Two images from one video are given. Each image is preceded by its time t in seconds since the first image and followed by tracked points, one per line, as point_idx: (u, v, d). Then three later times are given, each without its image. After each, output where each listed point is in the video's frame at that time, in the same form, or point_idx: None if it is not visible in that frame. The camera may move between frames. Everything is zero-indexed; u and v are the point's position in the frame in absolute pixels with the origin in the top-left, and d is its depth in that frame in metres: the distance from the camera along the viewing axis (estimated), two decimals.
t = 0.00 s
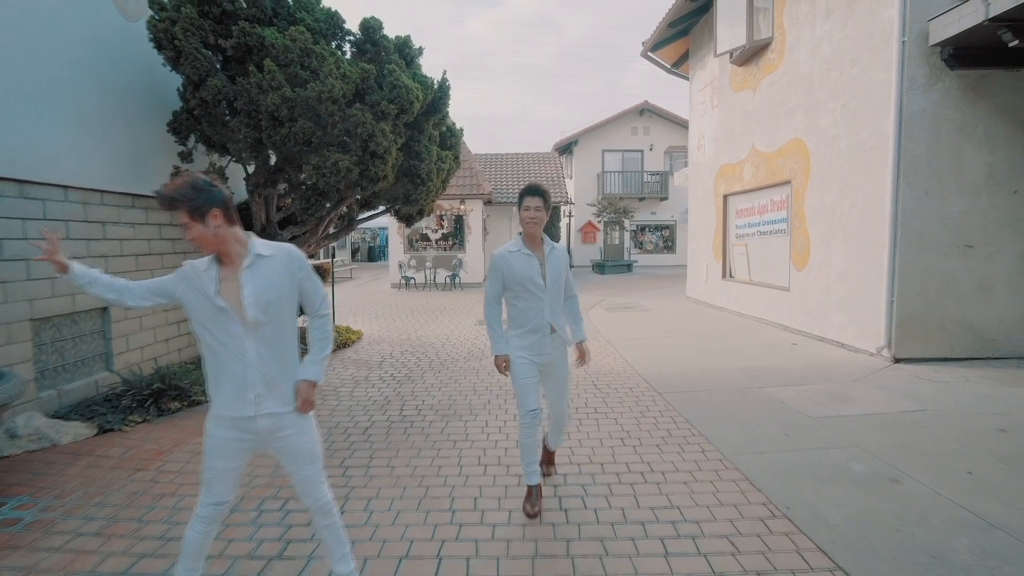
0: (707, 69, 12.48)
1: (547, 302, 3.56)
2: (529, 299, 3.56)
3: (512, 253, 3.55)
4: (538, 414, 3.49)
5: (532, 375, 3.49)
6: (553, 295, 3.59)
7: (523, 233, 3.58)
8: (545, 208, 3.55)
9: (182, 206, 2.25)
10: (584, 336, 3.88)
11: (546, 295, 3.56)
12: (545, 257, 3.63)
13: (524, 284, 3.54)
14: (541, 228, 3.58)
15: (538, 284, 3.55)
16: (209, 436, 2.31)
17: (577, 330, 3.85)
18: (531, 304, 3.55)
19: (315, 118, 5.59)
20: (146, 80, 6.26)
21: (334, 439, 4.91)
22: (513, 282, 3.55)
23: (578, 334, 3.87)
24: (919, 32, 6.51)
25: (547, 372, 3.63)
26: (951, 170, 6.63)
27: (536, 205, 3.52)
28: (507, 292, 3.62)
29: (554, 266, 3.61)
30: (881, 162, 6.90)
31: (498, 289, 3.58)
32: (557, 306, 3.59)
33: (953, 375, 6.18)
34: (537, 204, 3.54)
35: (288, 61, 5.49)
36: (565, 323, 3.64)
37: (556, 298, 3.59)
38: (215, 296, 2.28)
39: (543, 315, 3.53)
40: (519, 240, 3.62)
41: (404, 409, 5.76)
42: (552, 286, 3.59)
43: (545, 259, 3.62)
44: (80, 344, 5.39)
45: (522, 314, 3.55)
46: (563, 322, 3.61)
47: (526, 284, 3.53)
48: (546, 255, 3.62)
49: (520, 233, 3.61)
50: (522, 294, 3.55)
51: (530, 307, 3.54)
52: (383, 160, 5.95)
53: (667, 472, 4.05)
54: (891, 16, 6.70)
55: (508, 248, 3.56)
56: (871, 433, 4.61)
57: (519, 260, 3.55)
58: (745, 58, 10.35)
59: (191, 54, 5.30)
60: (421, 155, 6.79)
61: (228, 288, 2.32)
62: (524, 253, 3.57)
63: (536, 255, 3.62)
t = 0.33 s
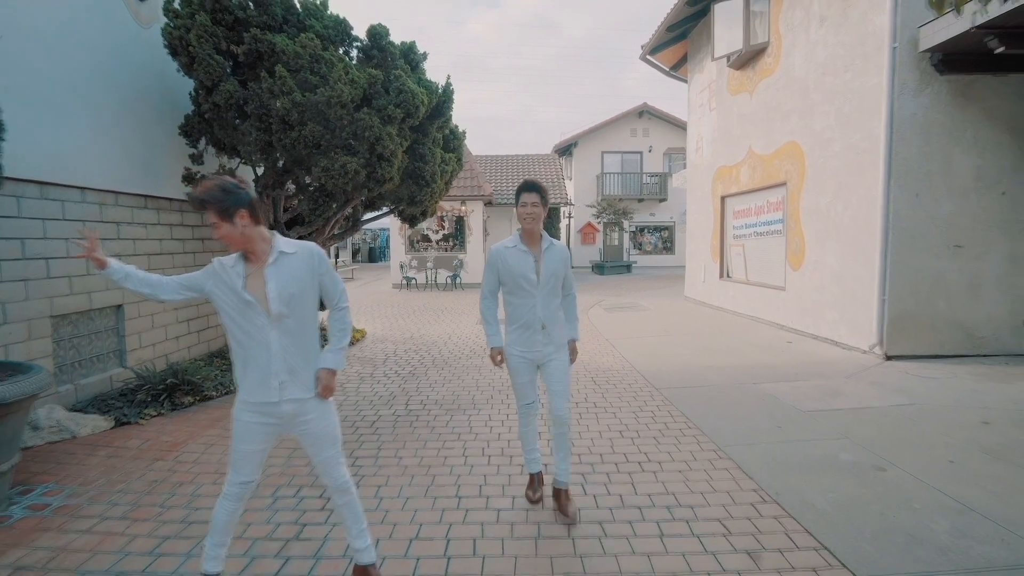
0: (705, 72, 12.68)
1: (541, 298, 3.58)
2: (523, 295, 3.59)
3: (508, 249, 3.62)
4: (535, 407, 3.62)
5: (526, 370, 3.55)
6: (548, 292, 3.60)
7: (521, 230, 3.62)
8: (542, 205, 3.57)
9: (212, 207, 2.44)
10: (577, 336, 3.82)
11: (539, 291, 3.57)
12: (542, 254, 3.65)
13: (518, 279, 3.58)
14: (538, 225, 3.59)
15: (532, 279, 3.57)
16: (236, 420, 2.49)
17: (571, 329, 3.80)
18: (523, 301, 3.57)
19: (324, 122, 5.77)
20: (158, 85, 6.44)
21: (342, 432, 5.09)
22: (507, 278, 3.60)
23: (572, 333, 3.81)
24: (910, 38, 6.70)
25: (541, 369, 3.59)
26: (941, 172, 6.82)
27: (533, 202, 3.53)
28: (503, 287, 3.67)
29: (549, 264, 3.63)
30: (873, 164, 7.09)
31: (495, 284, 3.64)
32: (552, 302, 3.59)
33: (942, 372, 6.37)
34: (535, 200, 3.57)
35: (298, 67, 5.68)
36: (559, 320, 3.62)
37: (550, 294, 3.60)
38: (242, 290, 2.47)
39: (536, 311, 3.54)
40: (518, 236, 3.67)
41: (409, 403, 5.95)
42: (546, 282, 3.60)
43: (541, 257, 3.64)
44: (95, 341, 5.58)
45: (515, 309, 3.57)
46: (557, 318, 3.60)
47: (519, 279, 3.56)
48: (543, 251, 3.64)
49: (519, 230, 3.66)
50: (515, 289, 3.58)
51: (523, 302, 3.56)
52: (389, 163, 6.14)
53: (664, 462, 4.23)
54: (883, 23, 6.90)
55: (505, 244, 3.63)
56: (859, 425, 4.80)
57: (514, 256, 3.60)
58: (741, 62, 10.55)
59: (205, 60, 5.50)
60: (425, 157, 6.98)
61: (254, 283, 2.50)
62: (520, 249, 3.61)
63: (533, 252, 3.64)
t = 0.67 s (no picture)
0: (702, 75, 12.85)
1: (528, 303, 3.59)
2: (515, 298, 3.65)
3: (504, 252, 3.69)
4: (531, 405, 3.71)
5: (519, 373, 3.64)
6: (537, 296, 3.58)
7: (519, 234, 3.67)
8: (540, 208, 3.58)
9: (231, 213, 2.60)
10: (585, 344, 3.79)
11: (527, 295, 3.58)
12: (536, 257, 3.63)
13: (510, 282, 3.65)
14: (534, 230, 3.60)
15: (520, 284, 3.61)
16: (253, 414, 2.65)
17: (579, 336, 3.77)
18: (515, 304, 3.63)
19: (330, 128, 5.94)
20: (167, 90, 6.60)
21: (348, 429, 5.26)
22: (501, 281, 3.70)
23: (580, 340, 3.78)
24: (900, 45, 6.87)
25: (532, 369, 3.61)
26: (931, 175, 6.98)
27: (530, 205, 3.55)
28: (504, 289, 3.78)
29: (539, 267, 3.60)
30: (865, 167, 7.26)
31: (495, 286, 3.78)
32: (540, 307, 3.57)
33: (931, 370, 6.53)
34: (532, 204, 3.57)
35: (305, 74, 5.84)
36: (551, 326, 3.61)
37: (539, 299, 3.58)
38: (259, 291, 2.63)
39: (522, 315, 3.58)
40: (518, 240, 3.71)
41: (412, 401, 6.11)
42: (534, 287, 3.58)
43: (534, 260, 3.63)
44: (107, 340, 5.74)
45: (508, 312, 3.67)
46: (547, 323, 3.59)
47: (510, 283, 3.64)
48: (535, 255, 3.62)
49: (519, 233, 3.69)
50: (509, 292, 3.67)
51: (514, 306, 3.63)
52: (393, 166, 6.31)
53: (659, 456, 4.40)
54: (875, 29, 7.07)
55: (503, 246, 3.70)
56: (848, 421, 4.97)
57: (509, 258, 3.66)
58: (737, 66, 10.72)
59: (214, 68, 5.67)
60: (427, 161, 7.15)
61: (270, 285, 2.66)
62: (515, 253, 3.66)
63: (528, 256, 3.65)
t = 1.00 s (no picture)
0: (699, 76, 13.01)
1: (516, 303, 3.51)
2: (505, 299, 3.60)
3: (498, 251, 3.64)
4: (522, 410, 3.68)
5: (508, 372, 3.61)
6: (525, 298, 3.50)
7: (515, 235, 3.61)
8: (534, 210, 3.53)
9: (243, 215, 2.77)
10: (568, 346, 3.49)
11: (514, 296, 3.51)
12: (527, 258, 3.53)
13: (500, 282, 3.60)
14: (526, 231, 3.52)
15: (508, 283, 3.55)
16: (265, 404, 2.81)
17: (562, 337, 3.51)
18: (504, 306, 3.58)
19: (333, 131, 6.11)
20: (174, 95, 6.78)
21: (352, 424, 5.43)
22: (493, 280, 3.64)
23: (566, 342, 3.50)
24: (889, 49, 7.04)
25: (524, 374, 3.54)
26: (920, 176, 7.15)
27: (524, 207, 3.51)
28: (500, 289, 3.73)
29: (528, 269, 3.50)
30: (856, 168, 7.43)
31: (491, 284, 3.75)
32: (526, 308, 3.49)
33: (919, 366, 6.71)
34: (526, 207, 3.52)
35: (308, 80, 6.02)
36: (538, 328, 3.50)
37: (526, 302, 3.50)
38: (271, 289, 2.80)
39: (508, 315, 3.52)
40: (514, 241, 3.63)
41: (414, 397, 6.28)
42: (521, 287, 3.49)
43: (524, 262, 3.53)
44: (116, 338, 5.91)
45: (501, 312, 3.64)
46: (535, 325, 3.50)
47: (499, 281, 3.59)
48: (526, 255, 3.51)
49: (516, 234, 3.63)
50: (500, 292, 3.62)
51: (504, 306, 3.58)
52: (394, 169, 6.48)
53: (651, 447, 4.57)
54: (865, 33, 7.24)
55: (498, 246, 3.64)
56: (835, 415, 5.14)
57: (501, 259, 3.59)
58: (733, 68, 10.88)
59: (220, 73, 5.84)
60: (428, 163, 7.33)
61: (281, 282, 2.83)
62: (506, 253, 3.60)
63: (519, 256, 3.57)
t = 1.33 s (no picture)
0: (695, 79, 13.20)
1: (512, 302, 3.60)
2: (498, 297, 3.65)
3: (487, 250, 3.68)
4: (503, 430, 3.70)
5: (497, 364, 3.60)
6: (521, 296, 3.60)
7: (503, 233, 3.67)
8: (521, 209, 3.58)
9: (258, 216, 2.96)
10: (556, 328, 3.62)
11: (511, 294, 3.60)
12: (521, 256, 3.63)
13: (493, 281, 3.66)
14: (517, 229, 3.60)
15: (503, 283, 3.61)
16: (278, 392, 3.01)
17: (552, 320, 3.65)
18: (499, 304, 3.64)
19: (337, 135, 6.31)
20: (182, 99, 6.97)
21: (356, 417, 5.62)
22: (483, 279, 3.69)
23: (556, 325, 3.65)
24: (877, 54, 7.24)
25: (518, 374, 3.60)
26: (907, 178, 7.35)
27: (512, 207, 3.55)
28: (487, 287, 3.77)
29: (524, 266, 3.61)
30: (846, 170, 7.63)
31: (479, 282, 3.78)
32: (523, 305, 3.58)
33: (906, 363, 6.91)
34: (512, 206, 3.56)
35: (314, 85, 6.21)
36: (535, 322, 3.63)
37: (523, 299, 3.60)
38: (284, 285, 2.99)
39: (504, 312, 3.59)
40: (502, 239, 3.71)
41: (415, 392, 6.48)
42: (519, 287, 3.59)
43: (518, 260, 3.62)
44: (127, 334, 6.11)
45: (493, 309, 3.69)
46: (530, 321, 3.61)
47: (491, 280, 3.65)
48: (520, 254, 3.61)
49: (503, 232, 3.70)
50: (493, 290, 3.67)
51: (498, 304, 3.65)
52: (397, 171, 6.68)
53: (643, 439, 4.77)
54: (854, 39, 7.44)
55: (487, 245, 3.69)
56: (821, 409, 5.34)
57: (493, 258, 3.65)
58: (728, 71, 11.08)
59: (228, 78, 6.03)
60: (429, 165, 7.54)
61: (293, 279, 3.03)
62: (496, 252, 3.65)
63: (512, 255, 3.66)
